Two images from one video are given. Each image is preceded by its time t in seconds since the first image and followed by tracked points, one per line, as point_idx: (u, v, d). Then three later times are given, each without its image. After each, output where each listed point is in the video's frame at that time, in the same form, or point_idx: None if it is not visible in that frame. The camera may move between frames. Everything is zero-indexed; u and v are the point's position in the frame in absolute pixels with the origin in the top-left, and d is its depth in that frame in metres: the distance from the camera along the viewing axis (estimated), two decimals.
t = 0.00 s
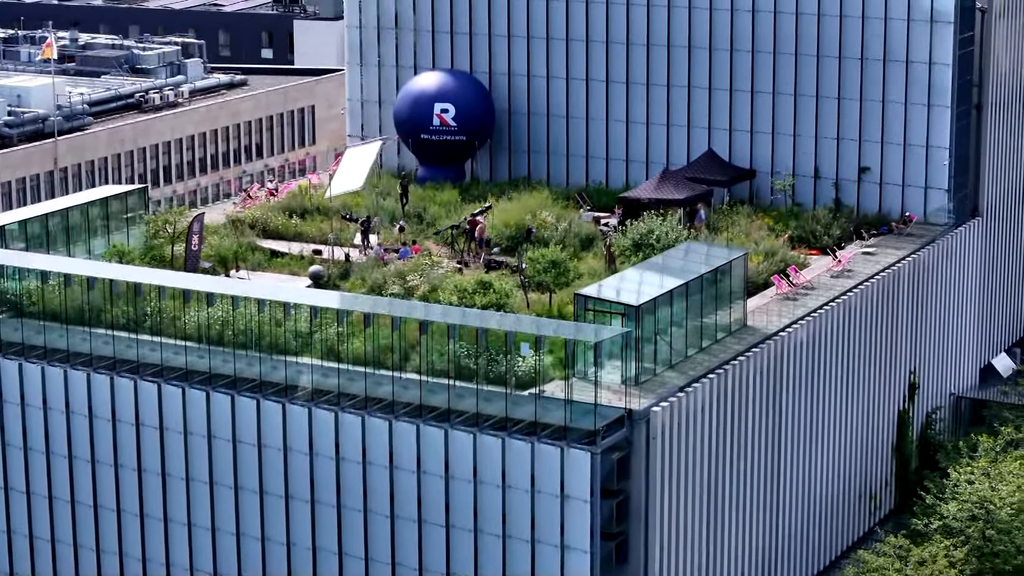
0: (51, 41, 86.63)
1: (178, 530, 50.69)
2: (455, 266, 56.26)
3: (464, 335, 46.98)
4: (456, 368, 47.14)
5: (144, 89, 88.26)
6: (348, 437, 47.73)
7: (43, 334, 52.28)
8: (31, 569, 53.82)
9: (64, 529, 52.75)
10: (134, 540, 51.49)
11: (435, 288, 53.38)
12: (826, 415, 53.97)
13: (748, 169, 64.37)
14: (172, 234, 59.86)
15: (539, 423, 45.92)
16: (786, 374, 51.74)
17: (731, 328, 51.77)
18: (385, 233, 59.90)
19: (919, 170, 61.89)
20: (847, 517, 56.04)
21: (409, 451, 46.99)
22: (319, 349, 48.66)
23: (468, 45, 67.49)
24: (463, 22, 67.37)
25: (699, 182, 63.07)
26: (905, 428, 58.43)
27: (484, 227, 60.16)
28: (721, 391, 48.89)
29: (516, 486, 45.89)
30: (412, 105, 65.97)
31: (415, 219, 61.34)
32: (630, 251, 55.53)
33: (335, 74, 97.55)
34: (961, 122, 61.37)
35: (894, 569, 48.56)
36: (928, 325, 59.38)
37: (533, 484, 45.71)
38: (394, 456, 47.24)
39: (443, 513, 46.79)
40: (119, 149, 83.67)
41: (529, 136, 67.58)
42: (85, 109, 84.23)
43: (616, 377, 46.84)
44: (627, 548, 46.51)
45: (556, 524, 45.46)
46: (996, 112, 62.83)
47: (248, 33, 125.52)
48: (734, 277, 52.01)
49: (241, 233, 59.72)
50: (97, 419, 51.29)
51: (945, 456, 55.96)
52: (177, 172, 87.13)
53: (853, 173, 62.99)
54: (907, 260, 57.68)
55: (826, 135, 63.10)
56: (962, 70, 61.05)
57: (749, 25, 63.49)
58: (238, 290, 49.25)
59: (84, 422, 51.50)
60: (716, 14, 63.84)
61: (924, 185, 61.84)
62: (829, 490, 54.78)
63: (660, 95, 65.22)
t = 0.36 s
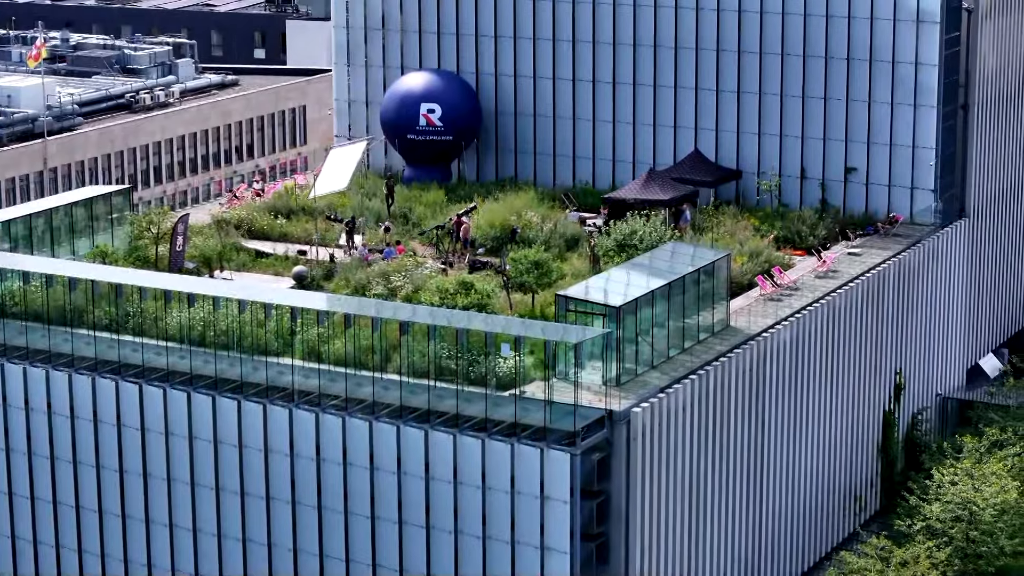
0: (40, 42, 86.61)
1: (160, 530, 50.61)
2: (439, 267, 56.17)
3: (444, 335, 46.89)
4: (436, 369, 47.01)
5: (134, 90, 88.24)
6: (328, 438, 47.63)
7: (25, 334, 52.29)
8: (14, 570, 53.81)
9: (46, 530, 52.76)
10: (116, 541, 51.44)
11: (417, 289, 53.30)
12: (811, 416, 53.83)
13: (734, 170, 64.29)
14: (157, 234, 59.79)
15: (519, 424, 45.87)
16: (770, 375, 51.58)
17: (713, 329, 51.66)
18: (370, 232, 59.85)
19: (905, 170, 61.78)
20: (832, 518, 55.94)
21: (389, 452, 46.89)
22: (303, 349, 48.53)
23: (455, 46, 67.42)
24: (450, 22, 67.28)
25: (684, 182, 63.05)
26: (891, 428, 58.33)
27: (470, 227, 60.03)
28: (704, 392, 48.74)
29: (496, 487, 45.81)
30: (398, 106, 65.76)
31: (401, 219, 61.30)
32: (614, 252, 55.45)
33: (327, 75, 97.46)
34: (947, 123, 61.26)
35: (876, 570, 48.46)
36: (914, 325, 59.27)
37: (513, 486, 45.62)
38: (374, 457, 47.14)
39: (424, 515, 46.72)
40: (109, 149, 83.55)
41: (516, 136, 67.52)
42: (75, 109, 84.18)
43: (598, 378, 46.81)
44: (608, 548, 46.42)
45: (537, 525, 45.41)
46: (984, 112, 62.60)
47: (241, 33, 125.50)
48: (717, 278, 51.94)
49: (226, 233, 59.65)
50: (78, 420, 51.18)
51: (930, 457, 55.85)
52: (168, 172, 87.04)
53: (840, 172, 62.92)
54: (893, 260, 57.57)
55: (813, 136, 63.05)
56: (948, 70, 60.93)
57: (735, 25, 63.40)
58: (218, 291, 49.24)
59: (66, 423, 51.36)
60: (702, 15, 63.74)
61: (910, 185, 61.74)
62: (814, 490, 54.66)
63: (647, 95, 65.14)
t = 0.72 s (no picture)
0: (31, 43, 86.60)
1: (141, 531, 50.58)
2: (422, 268, 56.10)
3: (423, 336, 46.87)
4: (416, 369, 47.00)
5: (125, 90, 88.42)
6: (309, 439, 47.59)
7: (7, 335, 52.28)
8: None
9: (28, 531, 52.78)
10: (97, 542, 51.43)
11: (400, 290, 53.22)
12: (795, 416, 53.73)
13: (720, 171, 64.19)
14: (140, 235, 59.67)
15: (498, 425, 45.78)
16: (754, 375, 51.47)
17: (695, 329, 51.55)
18: (355, 233, 59.81)
19: (891, 171, 61.58)
20: (817, 519, 55.84)
21: (369, 452, 46.84)
22: (284, 350, 48.55)
23: (441, 46, 67.38)
24: (437, 23, 67.25)
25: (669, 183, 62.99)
26: (875, 429, 58.23)
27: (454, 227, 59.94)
28: (685, 392, 48.64)
29: (475, 488, 45.74)
30: (384, 105, 65.77)
31: (386, 219, 61.26)
32: (596, 253, 55.38)
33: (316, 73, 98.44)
34: (932, 123, 61.13)
35: (858, 570, 48.43)
36: (899, 325, 59.19)
37: (493, 486, 45.56)
38: (354, 457, 47.09)
39: (403, 515, 46.64)
40: (99, 149, 83.42)
41: (503, 137, 67.50)
42: (65, 110, 84.22)
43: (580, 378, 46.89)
44: (588, 549, 46.31)
45: (515, 526, 45.33)
46: (970, 112, 62.53)
47: (233, 33, 125.53)
48: (700, 278, 51.82)
49: (210, 234, 59.58)
50: (59, 421, 51.26)
51: (913, 458, 55.80)
52: (158, 173, 86.99)
53: (825, 172, 62.80)
54: (878, 261, 57.50)
55: (798, 136, 62.97)
56: (934, 70, 60.77)
57: (721, 24, 63.32)
58: (197, 293, 49.20)
59: (47, 423, 51.45)
60: (688, 16, 63.71)
61: (896, 186, 61.57)
62: (799, 491, 54.55)
63: (633, 96, 65.06)
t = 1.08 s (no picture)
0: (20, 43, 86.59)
1: (122, 532, 50.55)
2: (405, 269, 56.01)
3: (402, 337, 46.71)
4: (396, 371, 46.84)
5: (115, 90, 88.77)
6: (288, 439, 47.50)
7: None
8: None
9: (9, 532, 52.74)
10: (78, 543, 51.38)
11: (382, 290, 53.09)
12: (778, 417, 53.65)
13: (706, 171, 64.16)
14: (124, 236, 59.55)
15: (477, 426, 45.73)
16: (736, 376, 51.39)
17: (678, 330, 51.47)
18: (340, 234, 59.74)
19: (876, 171, 61.55)
20: (800, 520, 55.77)
21: (348, 453, 46.76)
22: (266, 353, 48.37)
23: (428, 47, 67.29)
24: (423, 23, 67.15)
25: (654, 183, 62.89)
26: (860, 430, 58.15)
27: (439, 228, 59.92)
28: (666, 393, 48.56)
29: (454, 488, 45.67)
30: (371, 105, 65.64)
31: (371, 220, 61.20)
32: (579, 254, 55.36)
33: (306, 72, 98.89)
34: (918, 124, 61.07)
35: (838, 571, 48.36)
36: (884, 326, 59.11)
37: (472, 487, 45.48)
38: (334, 458, 47.03)
39: (383, 516, 46.58)
40: (89, 149, 83.80)
41: (489, 137, 67.42)
42: (56, 110, 84.39)
43: (560, 380, 46.92)
44: (567, 550, 46.27)
45: (494, 527, 45.28)
46: (956, 113, 62.40)
47: (225, 34, 125.61)
48: (682, 280, 51.66)
49: (195, 235, 59.49)
50: (41, 421, 51.25)
51: (897, 459, 55.72)
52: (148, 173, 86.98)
53: (811, 173, 62.82)
54: (862, 261, 57.43)
55: (784, 137, 62.95)
56: (919, 70, 60.77)
57: (707, 25, 63.24)
58: (177, 294, 49.08)
59: (29, 424, 51.46)
60: (674, 17, 63.63)
61: (881, 187, 61.53)
62: (782, 492, 54.47)
63: (619, 96, 65.03)
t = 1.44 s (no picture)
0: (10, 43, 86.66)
1: (102, 533, 50.53)
2: (388, 269, 55.99)
3: (381, 338, 46.68)
4: (375, 371, 46.80)
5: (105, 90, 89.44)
6: (268, 440, 47.46)
7: None
8: None
9: None
10: (59, 545, 51.37)
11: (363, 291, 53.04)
12: (760, 418, 53.59)
13: (691, 172, 64.14)
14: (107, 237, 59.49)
15: (455, 427, 45.64)
16: (717, 376, 51.32)
17: (659, 331, 51.42)
18: (323, 234, 59.80)
19: (861, 172, 61.68)
20: (783, 521, 55.74)
21: (327, 454, 46.70)
22: (247, 353, 48.33)
23: (413, 48, 67.28)
24: (408, 25, 67.15)
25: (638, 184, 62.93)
26: (844, 430, 58.09)
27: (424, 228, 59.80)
28: (646, 394, 48.47)
29: (433, 489, 45.61)
30: (356, 107, 65.77)
31: (356, 221, 61.21)
32: (562, 255, 55.39)
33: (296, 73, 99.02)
34: (903, 124, 61.12)
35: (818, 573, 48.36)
36: (868, 327, 59.04)
37: (450, 488, 45.43)
38: (313, 459, 46.97)
39: (362, 517, 46.52)
40: (78, 151, 85.61)
41: (474, 138, 67.38)
42: (45, 111, 85.17)
43: (540, 380, 46.97)
44: (547, 551, 46.13)
45: (473, 528, 45.24)
46: (942, 114, 62.37)
47: (217, 34, 125.62)
48: (663, 280, 51.57)
49: (179, 235, 59.44)
50: (21, 423, 51.22)
51: (880, 459, 55.68)
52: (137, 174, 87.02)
53: (796, 173, 62.84)
54: (846, 262, 57.34)
55: (768, 137, 62.96)
56: (904, 70, 60.82)
57: (692, 25, 63.25)
58: (157, 296, 49.07)
59: (9, 425, 51.44)
60: (659, 17, 63.63)
61: (866, 187, 61.65)
62: (764, 493, 54.42)
63: (604, 96, 65.04)
